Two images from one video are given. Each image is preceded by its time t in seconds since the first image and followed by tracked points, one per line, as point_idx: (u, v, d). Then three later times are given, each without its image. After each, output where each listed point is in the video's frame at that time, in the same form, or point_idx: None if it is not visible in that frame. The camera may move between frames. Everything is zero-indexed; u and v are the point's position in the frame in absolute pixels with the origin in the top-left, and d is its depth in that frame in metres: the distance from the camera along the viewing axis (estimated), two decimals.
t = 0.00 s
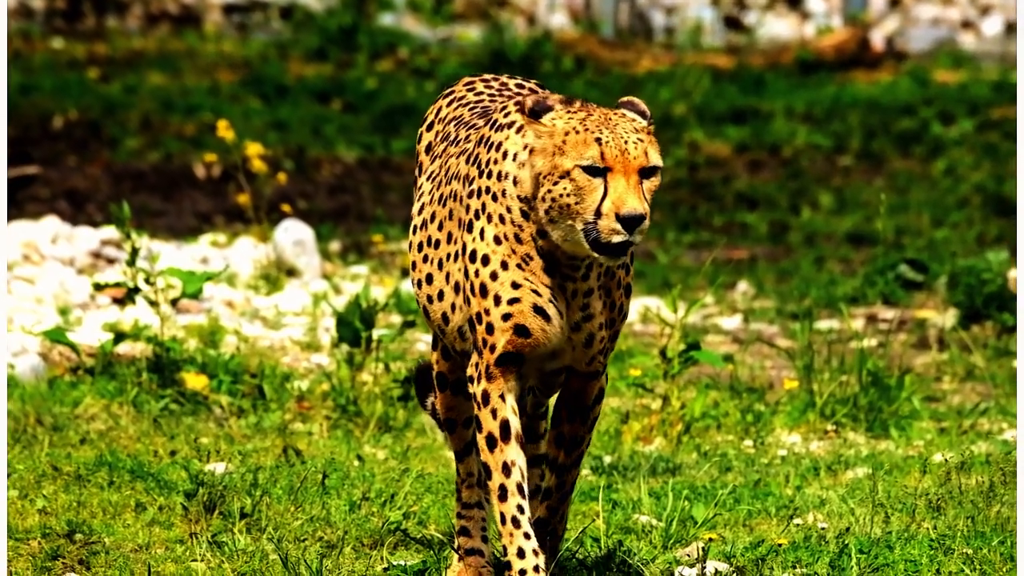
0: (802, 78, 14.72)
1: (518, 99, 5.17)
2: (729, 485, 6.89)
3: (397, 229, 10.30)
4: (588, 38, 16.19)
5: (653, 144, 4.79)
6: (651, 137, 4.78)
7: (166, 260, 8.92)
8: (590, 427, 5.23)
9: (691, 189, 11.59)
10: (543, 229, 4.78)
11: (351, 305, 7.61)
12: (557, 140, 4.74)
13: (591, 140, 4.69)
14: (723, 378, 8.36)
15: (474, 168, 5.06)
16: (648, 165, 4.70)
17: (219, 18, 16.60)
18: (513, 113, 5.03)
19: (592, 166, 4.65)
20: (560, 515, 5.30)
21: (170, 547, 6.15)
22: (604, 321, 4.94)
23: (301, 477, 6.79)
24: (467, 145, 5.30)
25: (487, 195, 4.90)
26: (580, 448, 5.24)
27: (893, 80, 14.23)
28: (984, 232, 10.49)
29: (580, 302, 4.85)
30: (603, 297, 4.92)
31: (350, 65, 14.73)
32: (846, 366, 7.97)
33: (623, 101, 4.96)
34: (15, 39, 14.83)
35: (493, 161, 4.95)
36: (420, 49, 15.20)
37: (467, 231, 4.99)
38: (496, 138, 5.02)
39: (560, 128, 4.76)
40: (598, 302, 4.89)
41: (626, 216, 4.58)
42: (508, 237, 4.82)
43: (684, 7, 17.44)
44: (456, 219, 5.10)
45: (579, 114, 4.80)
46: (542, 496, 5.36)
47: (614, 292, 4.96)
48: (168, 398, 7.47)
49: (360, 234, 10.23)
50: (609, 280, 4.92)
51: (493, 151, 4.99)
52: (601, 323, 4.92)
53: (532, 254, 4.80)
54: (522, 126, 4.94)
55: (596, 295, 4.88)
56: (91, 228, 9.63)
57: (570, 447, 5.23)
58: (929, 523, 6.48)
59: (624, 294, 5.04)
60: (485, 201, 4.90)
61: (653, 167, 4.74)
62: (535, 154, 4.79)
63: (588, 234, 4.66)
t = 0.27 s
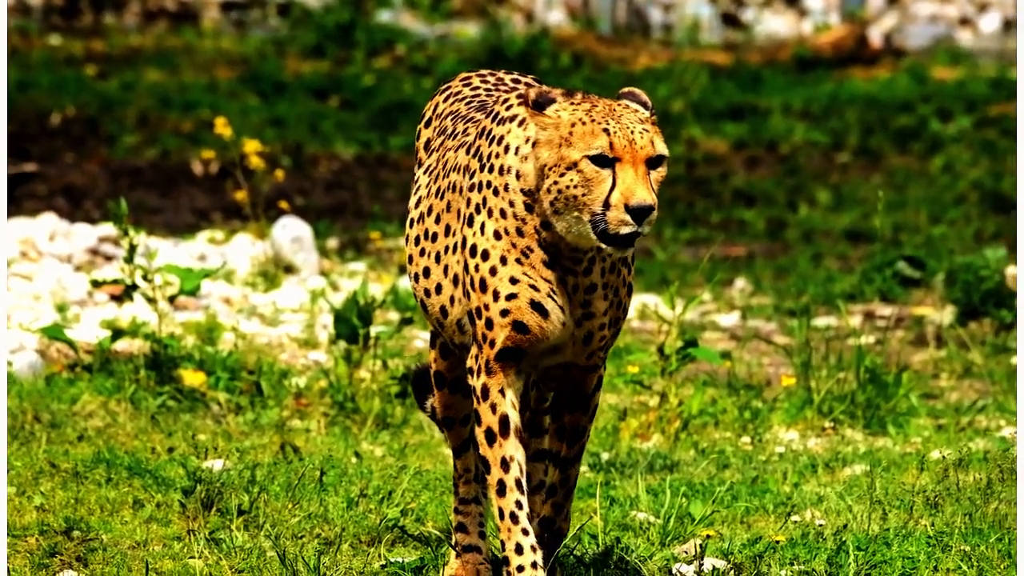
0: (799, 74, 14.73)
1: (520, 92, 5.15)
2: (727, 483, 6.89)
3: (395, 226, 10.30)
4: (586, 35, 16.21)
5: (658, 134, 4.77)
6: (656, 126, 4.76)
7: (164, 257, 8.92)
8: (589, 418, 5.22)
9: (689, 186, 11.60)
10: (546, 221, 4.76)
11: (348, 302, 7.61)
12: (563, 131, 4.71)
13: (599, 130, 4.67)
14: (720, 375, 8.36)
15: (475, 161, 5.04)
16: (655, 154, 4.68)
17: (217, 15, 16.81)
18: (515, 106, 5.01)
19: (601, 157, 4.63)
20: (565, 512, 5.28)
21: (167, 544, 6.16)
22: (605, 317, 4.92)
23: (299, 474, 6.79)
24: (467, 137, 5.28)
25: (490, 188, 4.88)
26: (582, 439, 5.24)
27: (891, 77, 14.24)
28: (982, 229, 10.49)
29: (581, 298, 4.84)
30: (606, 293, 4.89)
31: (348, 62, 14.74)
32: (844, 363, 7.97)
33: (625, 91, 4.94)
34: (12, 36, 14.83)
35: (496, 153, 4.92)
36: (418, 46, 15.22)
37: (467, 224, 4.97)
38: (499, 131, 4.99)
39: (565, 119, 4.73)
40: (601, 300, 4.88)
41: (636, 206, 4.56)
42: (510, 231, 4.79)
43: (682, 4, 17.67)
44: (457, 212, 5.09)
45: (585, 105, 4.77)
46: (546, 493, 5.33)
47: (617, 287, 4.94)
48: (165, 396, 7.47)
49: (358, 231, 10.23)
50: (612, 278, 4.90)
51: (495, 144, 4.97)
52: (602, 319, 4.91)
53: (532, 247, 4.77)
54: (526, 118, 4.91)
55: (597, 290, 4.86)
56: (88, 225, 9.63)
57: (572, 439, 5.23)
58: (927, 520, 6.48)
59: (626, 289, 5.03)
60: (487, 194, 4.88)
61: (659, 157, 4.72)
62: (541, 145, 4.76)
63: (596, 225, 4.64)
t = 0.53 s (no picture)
0: (796, 71, 14.73)
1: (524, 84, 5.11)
2: (724, 479, 6.89)
3: (392, 223, 10.30)
4: (583, 31, 16.24)
5: (664, 123, 4.71)
6: (661, 116, 4.70)
7: (161, 254, 8.92)
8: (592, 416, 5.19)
9: (686, 183, 11.60)
10: (549, 212, 4.70)
11: (345, 298, 7.61)
12: (569, 122, 4.65)
13: (605, 120, 4.60)
14: (718, 372, 8.37)
15: (477, 154, 5.00)
16: (663, 143, 4.62)
17: (214, 12, 17.06)
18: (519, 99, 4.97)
19: (608, 147, 4.57)
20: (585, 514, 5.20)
21: (164, 541, 6.16)
22: (607, 315, 4.88)
23: (296, 470, 6.79)
24: (469, 131, 5.24)
25: (493, 180, 4.83)
26: (590, 438, 5.20)
27: (888, 74, 14.25)
28: (979, 225, 10.48)
29: (583, 292, 4.80)
30: (608, 290, 4.85)
31: (345, 58, 14.74)
32: (841, 360, 7.97)
33: (629, 82, 4.88)
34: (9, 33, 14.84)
35: (500, 146, 4.88)
36: (415, 43, 15.23)
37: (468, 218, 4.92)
38: (503, 124, 4.96)
39: (571, 110, 4.67)
40: (604, 297, 4.84)
41: (643, 196, 4.50)
42: (512, 224, 4.75)
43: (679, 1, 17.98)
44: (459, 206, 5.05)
45: (590, 96, 4.71)
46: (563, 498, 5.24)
47: (620, 285, 4.90)
48: (162, 392, 7.47)
49: (355, 228, 10.23)
50: (617, 274, 4.86)
51: (499, 137, 4.93)
52: (604, 316, 4.87)
53: (533, 239, 4.73)
54: (531, 110, 4.87)
55: (599, 287, 4.82)
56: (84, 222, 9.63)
57: (580, 439, 5.18)
58: (924, 516, 6.48)
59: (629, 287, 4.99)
60: (490, 187, 4.84)
61: (666, 147, 4.66)
62: (546, 137, 4.71)
63: (604, 216, 4.58)
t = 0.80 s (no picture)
0: (793, 68, 14.74)
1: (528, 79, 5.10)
2: (722, 476, 6.89)
3: (390, 220, 10.30)
4: (581, 28, 16.27)
5: (671, 116, 4.68)
6: (667, 109, 4.67)
7: (159, 251, 8.92)
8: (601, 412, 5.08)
9: (684, 179, 11.60)
10: (553, 206, 4.68)
11: (344, 295, 7.61)
12: (576, 114, 4.63)
13: (612, 113, 4.58)
14: (716, 368, 8.37)
15: (479, 149, 4.99)
16: (669, 135, 4.59)
17: (212, 9, 17.14)
18: (523, 94, 4.95)
19: (615, 140, 4.55)
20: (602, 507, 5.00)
21: (162, 537, 6.16)
22: (609, 312, 4.82)
23: (293, 467, 6.79)
24: (471, 126, 5.23)
25: (496, 175, 4.81)
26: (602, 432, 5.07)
27: (886, 71, 14.26)
28: (977, 222, 10.48)
29: (584, 289, 4.74)
30: (609, 285, 4.79)
31: (343, 55, 14.75)
32: (839, 357, 7.97)
33: (634, 75, 4.86)
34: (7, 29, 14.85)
35: (503, 141, 4.86)
36: (413, 40, 15.25)
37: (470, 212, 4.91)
38: (506, 120, 4.94)
39: (577, 103, 4.65)
40: (606, 293, 4.79)
41: (650, 188, 4.47)
42: (513, 220, 4.73)
43: None
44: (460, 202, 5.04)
45: (596, 89, 4.69)
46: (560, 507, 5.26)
47: (624, 281, 4.84)
48: (160, 389, 7.47)
49: (353, 224, 10.23)
50: (621, 270, 4.80)
51: (502, 132, 4.91)
52: (606, 312, 4.81)
53: (534, 234, 4.70)
54: (535, 105, 4.85)
55: (601, 283, 4.77)
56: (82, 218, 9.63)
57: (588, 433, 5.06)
58: (922, 513, 6.48)
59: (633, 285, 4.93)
60: (492, 182, 4.82)
61: (672, 140, 4.63)
62: (552, 131, 4.69)
63: (610, 209, 4.55)
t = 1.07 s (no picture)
0: (791, 65, 14.75)
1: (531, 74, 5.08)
2: (719, 473, 6.90)
3: (388, 216, 10.30)
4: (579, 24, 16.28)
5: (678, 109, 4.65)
6: (675, 102, 4.65)
7: (156, 248, 8.92)
8: (611, 403, 4.97)
9: (682, 176, 11.61)
10: (558, 202, 4.66)
11: (341, 291, 7.61)
12: (582, 108, 4.61)
13: (619, 106, 4.55)
14: (713, 365, 8.38)
15: (482, 146, 4.97)
16: (677, 128, 4.56)
17: (211, 6, 17.19)
18: (526, 90, 4.93)
19: (623, 133, 4.51)
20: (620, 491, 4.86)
21: (160, 534, 6.16)
22: (614, 304, 4.77)
23: (291, 464, 6.79)
24: (474, 122, 5.21)
25: (499, 172, 4.80)
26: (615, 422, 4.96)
27: (884, 68, 14.27)
28: (975, 220, 10.48)
29: (587, 283, 4.71)
30: (613, 277, 4.74)
31: (341, 52, 14.76)
32: (836, 354, 7.98)
33: (640, 68, 4.84)
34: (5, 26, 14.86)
35: (507, 137, 4.84)
36: (410, 37, 15.27)
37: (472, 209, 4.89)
38: (509, 115, 4.92)
39: (584, 96, 4.63)
40: (611, 285, 4.75)
41: (659, 181, 4.43)
42: (515, 216, 4.71)
43: None
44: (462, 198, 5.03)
45: (602, 82, 4.66)
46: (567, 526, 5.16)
47: (630, 272, 4.79)
48: (158, 386, 7.47)
49: (351, 221, 10.24)
50: (627, 262, 4.76)
51: (505, 129, 4.89)
52: (611, 303, 4.76)
53: (537, 231, 4.69)
54: (540, 101, 4.83)
55: (605, 275, 4.72)
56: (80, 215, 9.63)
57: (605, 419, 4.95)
58: (919, 510, 6.49)
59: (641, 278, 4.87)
60: (495, 179, 4.80)
61: (680, 133, 4.60)
62: (559, 124, 4.66)
63: (618, 203, 4.52)
